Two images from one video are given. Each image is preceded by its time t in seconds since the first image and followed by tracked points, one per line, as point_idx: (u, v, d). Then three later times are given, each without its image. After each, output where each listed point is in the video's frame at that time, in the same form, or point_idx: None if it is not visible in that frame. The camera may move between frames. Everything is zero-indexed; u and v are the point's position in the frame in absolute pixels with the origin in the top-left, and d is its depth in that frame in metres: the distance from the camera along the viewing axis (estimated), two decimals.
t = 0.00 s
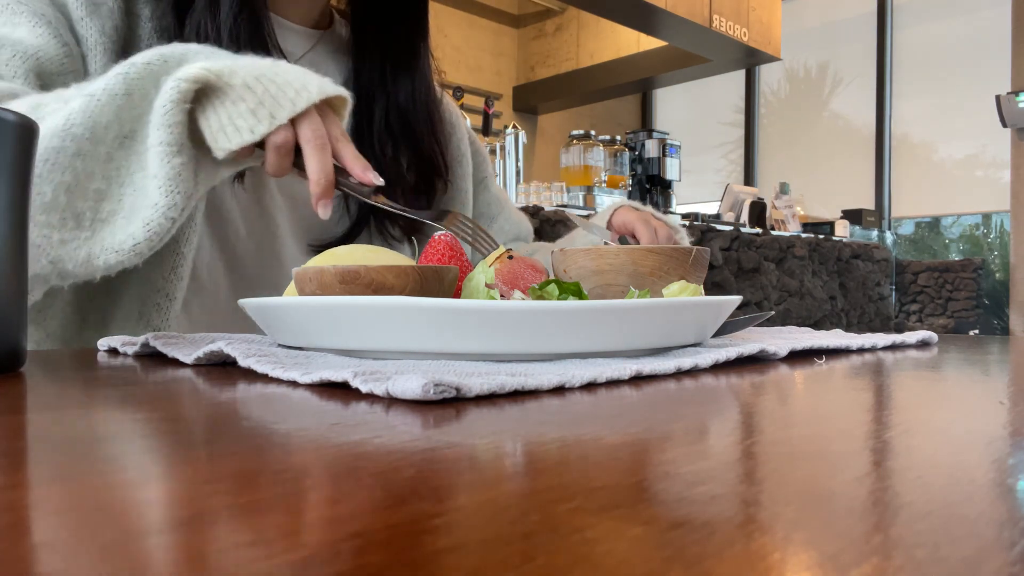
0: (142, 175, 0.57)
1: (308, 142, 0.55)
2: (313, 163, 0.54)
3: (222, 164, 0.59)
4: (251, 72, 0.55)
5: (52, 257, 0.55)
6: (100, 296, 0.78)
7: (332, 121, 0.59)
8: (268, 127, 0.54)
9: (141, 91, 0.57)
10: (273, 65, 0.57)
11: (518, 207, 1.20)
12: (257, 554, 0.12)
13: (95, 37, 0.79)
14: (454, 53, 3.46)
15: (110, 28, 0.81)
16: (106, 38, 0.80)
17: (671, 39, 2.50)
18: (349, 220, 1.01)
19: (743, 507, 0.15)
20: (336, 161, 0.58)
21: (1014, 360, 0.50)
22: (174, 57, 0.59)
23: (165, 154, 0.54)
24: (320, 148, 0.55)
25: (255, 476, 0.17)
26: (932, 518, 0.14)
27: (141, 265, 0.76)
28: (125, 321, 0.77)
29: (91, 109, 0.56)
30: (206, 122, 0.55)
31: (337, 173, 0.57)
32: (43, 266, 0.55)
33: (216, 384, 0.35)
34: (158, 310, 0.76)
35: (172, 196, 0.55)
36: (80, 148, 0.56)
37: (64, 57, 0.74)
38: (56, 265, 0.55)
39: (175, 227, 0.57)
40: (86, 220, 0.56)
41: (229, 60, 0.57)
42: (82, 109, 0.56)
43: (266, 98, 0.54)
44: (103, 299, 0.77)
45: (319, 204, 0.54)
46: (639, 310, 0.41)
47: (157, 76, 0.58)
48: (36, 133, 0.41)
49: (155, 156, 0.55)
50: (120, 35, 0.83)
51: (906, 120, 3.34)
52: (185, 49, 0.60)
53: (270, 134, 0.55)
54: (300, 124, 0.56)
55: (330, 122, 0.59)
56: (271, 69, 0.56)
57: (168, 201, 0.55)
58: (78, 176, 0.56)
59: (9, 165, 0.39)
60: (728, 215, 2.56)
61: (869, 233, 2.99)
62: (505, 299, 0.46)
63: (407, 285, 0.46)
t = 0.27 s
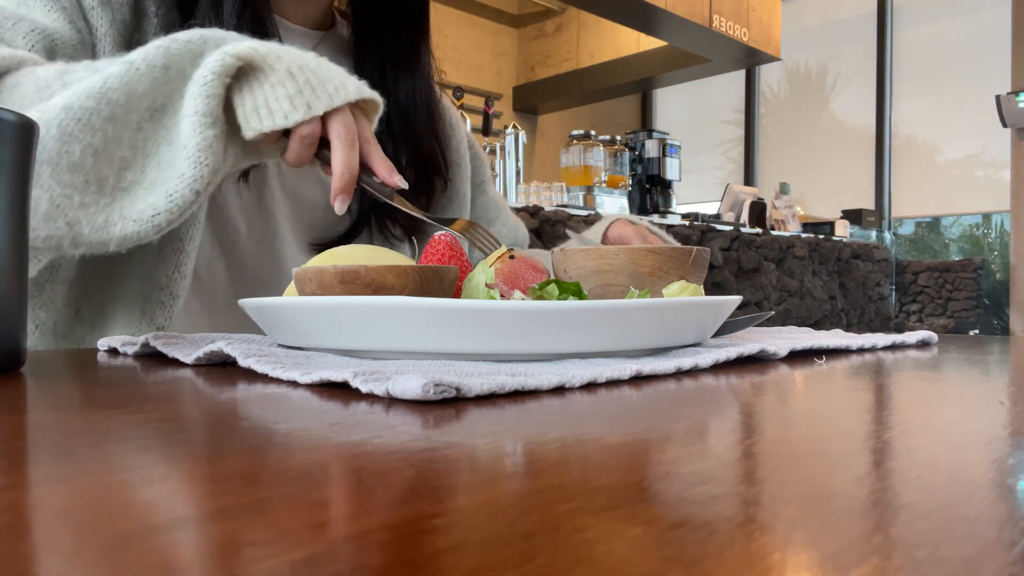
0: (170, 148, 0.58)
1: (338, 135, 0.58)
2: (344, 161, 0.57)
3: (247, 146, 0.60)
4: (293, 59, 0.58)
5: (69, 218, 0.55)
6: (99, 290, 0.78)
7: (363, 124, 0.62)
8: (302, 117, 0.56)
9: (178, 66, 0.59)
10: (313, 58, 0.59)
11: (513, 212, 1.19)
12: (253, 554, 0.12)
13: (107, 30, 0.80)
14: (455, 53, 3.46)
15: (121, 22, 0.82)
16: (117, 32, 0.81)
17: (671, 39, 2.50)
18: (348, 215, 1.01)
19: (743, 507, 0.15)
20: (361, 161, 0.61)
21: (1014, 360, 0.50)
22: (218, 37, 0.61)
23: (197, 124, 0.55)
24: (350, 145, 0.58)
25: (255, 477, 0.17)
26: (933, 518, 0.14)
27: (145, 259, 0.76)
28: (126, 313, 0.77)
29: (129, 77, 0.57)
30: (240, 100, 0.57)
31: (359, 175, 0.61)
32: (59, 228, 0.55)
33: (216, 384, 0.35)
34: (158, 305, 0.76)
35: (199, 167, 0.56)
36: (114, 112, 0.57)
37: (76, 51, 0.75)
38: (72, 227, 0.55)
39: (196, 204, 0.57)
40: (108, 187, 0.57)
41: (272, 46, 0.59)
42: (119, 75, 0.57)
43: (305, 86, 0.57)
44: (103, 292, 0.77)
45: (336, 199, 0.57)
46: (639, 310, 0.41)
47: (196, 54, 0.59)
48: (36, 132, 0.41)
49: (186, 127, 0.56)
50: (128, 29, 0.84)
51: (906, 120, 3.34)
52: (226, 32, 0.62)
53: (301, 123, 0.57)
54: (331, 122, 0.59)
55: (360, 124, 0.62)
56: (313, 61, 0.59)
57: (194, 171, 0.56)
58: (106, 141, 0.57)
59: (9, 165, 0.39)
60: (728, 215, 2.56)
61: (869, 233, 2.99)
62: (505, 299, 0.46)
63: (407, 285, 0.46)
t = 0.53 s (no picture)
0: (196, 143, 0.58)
1: (364, 146, 0.59)
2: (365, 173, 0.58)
3: (270, 148, 0.61)
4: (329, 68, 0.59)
5: (92, 205, 0.55)
6: (105, 286, 0.78)
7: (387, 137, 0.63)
8: (328, 126, 0.57)
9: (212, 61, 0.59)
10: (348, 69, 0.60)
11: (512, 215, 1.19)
12: (254, 553, 0.12)
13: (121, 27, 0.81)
14: (455, 53, 3.46)
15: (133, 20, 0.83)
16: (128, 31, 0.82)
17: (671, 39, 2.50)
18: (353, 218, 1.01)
19: (743, 507, 0.15)
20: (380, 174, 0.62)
21: (1014, 360, 0.50)
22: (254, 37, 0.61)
23: (227, 120, 0.55)
24: (374, 158, 0.59)
25: (256, 476, 0.17)
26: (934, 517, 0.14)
27: (151, 257, 0.76)
28: (130, 310, 0.77)
29: (163, 69, 0.57)
30: (272, 102, 0.57)
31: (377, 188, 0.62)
32: (80, 214, 0.55)
33: (215, 384, 0.35)
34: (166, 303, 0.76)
35: (225, 163, 0.56)
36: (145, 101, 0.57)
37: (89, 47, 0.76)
38: (94, 214, 0.55)
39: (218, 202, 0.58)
40: (132, 177, 0.57)
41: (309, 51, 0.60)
42: (153, 65, 0.57)
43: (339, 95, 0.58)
44: (109, 288, 0.78)
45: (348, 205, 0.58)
46: (640, 310, 0.41)
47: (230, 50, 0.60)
48: (35, 133, 0.41)
49: (216, 123, 0.56)
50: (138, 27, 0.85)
51: (906, 120, 3.34)
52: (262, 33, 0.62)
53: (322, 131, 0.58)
54: (357, 132, 0.60)
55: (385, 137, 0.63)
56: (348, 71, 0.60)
57: (220, 168, 0.56)
58: (134, 130, 0.57)
59: (9, 165, 0.39)
60: (728, 215, 2.56)
61: (869, 233, 2.99)
62: (505, 299, 0.46)
63: (407, 285, 0.46)
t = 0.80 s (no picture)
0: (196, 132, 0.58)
1: (367, 147, 0.59)
2: (368, 173, 0.58)
3: (272, 138, 0.61)
4: (333, 57, 0.58)
5: (87, 195, 0.55)
6: (109, 282, 0.78)
7: (393, 134, 0.64)
8: (333, 122, 0.57)
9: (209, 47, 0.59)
10: (351, 58, 0.60)
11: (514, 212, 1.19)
12: (254, 554, 0.12)
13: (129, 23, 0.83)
14: (455, 53, 3.46)
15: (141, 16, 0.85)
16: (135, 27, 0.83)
17: (671, 39, 2.50)
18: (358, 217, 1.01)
19: (742, 506, 0.15)
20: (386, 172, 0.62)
21: (1014, 360, 0.50)
22: (253, 21, 0.61)
23: (230, 112, 0.56)
24: (379, 158, 0.59)
25: (257, 477, 0.17)
26: (934, 518, 0.14)
27: (155, 252, 0.76)
28: (134, 305, 0.77)
29: (161, 55, 0.57)
30: (276, 94, 0.57)
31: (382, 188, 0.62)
32: (75, 204, 0.54)
33: (216, 385, 0.35)
34: (171, 297, 0.76)
35: (228, 155, 0.56)
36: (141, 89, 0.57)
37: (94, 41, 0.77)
38: (90, 204, 0.55)
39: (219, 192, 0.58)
40: (130, 166, 0.57)
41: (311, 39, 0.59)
42: (150, 53, 0.57)
43: (343, 87, 0.58)
44: (114, 284, 0.78)
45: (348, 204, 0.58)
46: (640, 309, 0.41)
47: (229, 36, 0.59)
48: (35, 133, 0.41)
49: (218, 113, 0.56)
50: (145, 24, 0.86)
51: (906, 120, 3.34)
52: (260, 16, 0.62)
53: (326, 128, 0.59)
54: (363, 131, 0.60)
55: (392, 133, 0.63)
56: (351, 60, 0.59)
57: (223, 160, 0.56)
58: (130, 118, 0.56)
59: (10, 165, 0.40)
60: (728, 215, 2.56)
61: (869, 233, 2.99)
62: (505, 299, 0.46)
63: (407, 285, 0.46)
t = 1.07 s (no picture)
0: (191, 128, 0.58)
1: (367, 145, 0.59)
2: (366, 171, 0.58)
3: (269, 133, 0.61)
4: (330, 52, 0.58)
5: (82, 193, 0.55)
6: (109, 281, 0.78)
7: (392, 129, 0.63)
8: (331, 118, 0.57)
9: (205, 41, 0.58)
10: (347, 52, 0.60)
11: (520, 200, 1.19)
12: (253, 554, 0.12)
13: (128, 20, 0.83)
14: (455, 53, 3.46)
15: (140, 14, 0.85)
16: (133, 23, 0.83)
17: (671, 39, 2.50)
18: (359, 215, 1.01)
19: (742, 506, 0.15)
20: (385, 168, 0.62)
21: (1014, 360, 0.50)
22: (249, 14, 0.60)
23: (225, 109, 0.56)
24: (378, 157, 0.59)
25: (256, 476, 0.17)
26: (934, 518, 0.14)
27: (153, 250, 0.76)
28: (134, 302, 0.77)
29: (155, 51, 0.57)
30: (272, 89, 0.57)
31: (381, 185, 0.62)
32: (69, 202, 0.55)
33: (216, 385, 0.35)
34: (170, 294, 0.76)
35: (224, 152, 0.56)
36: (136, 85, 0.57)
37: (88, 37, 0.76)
38: (84, 201, 0.55)
39: (215, 188, 0.58)
40: (125, 162, 0.57)
41: (308, 33, 0.59)
42: (145, 48, 0.57)
43: (340, 82, 0.57)
44: (114, 282, 0.78)
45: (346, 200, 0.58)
46: (640, 309, 0.41)
47: (224, 30, 0.59)
48: (35, 132, 0.41)
49: (213, 109, 0.56)
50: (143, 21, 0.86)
51: (906, 120, 3.34)
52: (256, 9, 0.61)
53: (324, 124, 0.58)
54: (363, 127, 0.59)
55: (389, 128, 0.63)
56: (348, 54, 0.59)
57: (218, 157, 0.56)
58: (125, 115, 0.56)
59: (10, 165, 0.39)
60: (728, 215, 2.56)
61: (869, 233, 2.99)
62: (506, 300, 0.46)
63: (407, 285, 0.46)
